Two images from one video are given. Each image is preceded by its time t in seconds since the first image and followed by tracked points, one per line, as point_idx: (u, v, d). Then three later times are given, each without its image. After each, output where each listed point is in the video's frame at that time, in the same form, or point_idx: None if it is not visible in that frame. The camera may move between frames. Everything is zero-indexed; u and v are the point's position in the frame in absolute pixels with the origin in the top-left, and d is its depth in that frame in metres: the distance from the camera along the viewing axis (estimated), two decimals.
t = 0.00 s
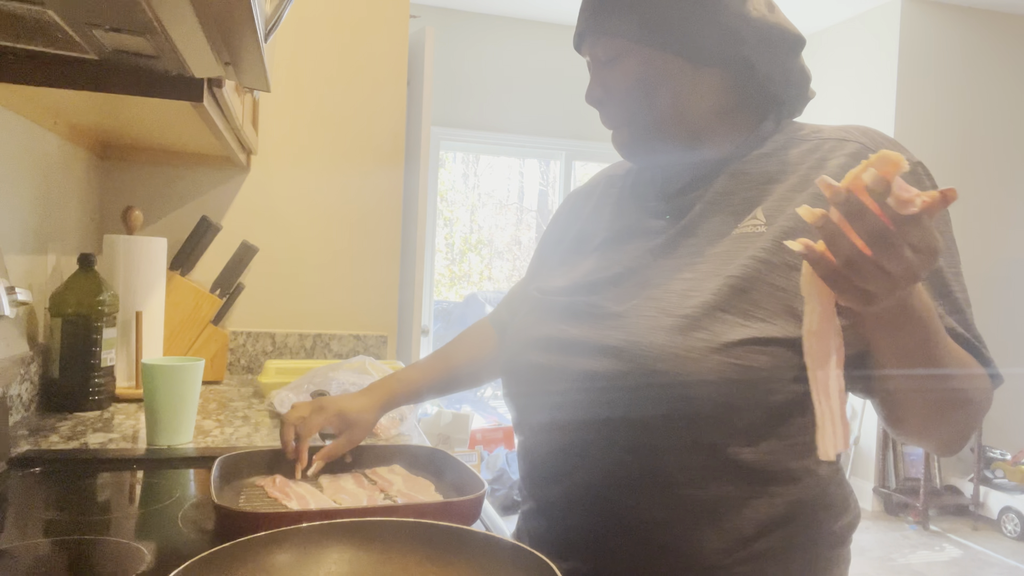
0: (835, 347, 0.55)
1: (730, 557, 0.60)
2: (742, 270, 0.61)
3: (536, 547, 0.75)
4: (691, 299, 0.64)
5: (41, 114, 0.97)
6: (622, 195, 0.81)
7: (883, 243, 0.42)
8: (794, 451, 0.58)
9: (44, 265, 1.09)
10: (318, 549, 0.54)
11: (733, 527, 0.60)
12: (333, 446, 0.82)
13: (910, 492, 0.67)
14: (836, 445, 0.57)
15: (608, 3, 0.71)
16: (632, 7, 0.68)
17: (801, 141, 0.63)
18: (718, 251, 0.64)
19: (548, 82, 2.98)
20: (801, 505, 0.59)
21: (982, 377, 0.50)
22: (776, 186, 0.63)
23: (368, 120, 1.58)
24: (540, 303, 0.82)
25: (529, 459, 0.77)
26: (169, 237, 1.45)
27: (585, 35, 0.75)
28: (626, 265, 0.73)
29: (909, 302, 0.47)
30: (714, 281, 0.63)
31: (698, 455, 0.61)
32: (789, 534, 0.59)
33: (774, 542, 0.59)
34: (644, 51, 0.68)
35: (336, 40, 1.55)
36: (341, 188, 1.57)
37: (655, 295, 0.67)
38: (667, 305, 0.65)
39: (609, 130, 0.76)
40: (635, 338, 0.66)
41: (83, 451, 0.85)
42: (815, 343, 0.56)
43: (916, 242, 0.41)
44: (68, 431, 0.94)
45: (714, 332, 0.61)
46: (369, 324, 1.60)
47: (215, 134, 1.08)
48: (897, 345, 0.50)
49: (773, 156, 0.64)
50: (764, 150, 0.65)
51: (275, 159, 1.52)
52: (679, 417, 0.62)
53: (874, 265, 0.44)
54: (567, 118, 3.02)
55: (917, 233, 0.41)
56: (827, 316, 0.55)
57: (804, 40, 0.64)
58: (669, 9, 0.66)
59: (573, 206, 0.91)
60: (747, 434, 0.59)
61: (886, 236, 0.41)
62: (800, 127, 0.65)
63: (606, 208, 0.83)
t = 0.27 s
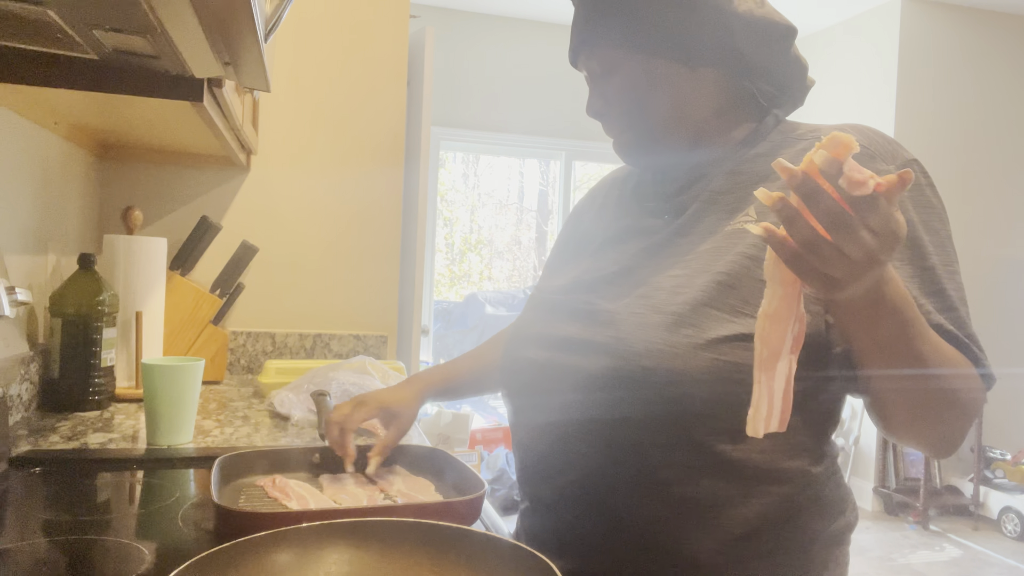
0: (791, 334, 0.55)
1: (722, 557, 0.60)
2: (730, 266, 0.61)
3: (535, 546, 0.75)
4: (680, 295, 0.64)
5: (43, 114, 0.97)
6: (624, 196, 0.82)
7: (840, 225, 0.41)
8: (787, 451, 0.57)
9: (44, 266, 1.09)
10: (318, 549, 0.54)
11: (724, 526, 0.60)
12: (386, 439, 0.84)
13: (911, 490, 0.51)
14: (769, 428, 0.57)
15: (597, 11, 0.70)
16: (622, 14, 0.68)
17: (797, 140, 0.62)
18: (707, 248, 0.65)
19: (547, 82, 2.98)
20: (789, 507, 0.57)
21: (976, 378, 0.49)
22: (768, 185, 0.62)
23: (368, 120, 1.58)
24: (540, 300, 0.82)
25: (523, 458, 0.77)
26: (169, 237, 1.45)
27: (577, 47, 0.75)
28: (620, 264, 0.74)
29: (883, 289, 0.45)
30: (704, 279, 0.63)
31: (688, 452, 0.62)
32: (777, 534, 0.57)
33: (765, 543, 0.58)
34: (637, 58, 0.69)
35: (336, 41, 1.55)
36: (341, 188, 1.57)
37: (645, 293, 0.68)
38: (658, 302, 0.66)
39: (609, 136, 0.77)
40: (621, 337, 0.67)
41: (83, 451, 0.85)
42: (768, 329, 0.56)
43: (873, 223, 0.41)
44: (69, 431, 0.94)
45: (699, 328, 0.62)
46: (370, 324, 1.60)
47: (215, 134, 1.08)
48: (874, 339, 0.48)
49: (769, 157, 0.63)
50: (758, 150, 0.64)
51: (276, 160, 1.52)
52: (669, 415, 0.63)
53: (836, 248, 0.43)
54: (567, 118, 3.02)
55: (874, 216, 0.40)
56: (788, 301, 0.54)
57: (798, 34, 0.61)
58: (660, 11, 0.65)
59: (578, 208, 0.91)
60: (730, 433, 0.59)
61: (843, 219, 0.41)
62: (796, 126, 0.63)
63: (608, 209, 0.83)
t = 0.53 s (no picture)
0: (799, 336, 0.52)
1: (718, 554, 0.60)
2: (727, 266, 0.61)
3: (533, 546, 0.75)
4: (677, 294, 0.64)
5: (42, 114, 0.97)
6: (622, 197, 0.81)
7: (834, 228, 0.39)
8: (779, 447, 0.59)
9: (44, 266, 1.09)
10: (318, 548, 0.54)
11: (720, 525, 0.60)
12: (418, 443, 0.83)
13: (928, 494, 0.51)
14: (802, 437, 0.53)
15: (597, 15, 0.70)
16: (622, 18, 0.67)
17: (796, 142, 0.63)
18: (704, 249, 0.65)
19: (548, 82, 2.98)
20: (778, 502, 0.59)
21: (975, 379, 0.49)
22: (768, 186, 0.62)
23: (367, 120, 1.58)
24: (539, 301, 0.82)
25: (520, 458, 0.77)
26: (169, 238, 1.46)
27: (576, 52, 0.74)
28: (622, 264, 0.73)
29: (881, 290, 0.43)
30: (700, 278, 0.63)
31: (684, 452, 0.61)
32: (769, 527, 0.59)
33: (757, 537, 0.59)
34: (638, 61, 0.67)
35: (336, 41, 1.55)
36: (340, 189, 1.57)
37: (643, 292, 0.68)
38: (653, 300, 0.66)
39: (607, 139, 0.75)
40: (621, 336, 0.66)
41: (83, 451, 0.85)
42: (775, 331, 0.53)
43: (867, 226, 0.38)
44: (69, 431, 0.94)
45: (695, 326, 0.62)
46: (370, 324, 1.60)
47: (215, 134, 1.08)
48: (877, 342, 0.46)
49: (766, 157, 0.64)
50: (758, 150, 0.65)
51: (275, 160, 1.52)
52: (667, 417, 0.62)
53: (827, 252, 0.40)
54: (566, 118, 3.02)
55: (871, 218, 0.38)
56: (788, 301, 0.52)
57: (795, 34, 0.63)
58: (660, 12, 0.65)
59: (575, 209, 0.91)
60: (726, 431, 0.59)
61: (838, 222, 0.38)
62: (794, 127, 0.65)
63: (611, 209, 0.83)
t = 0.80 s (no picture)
0: (794, 341, 0.54)
1: (721, 556, 0.60)
2: (734, 271, 0.61)
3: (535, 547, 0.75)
4: (682, 298, 0.64)
5: (42, 114, 0.97)
6: (627, 197, 0.81)
7: (839, 234, 0.41)
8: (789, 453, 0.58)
9: (44, 265, 1.09)
10: (317, 549, 0.54)
11: (723, 527, 0.60)
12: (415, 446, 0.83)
13: (911, 490, 0.54)
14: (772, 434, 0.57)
15: (601, 19, 0.70)
16: (626, 22, 0.68)
17: (800, 145, 0.63)
18: (712, 252, 0.65)
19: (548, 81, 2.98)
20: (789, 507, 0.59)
21: (970, 379, 0.49)
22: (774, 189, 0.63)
23: (367, 120, 1.58)
24: (543, 301, 0.82)
25: (521, 458, 0.77)
26: (169, 237, 1.45)
27: (580, 56, 0.74)
28: (626, 266, 0.73)
29: (885, 296, 0.45)
30: (707, 282, 0.63)
31: (688, 453, 0.61)
32: (778, 534, 0.59)
33: (763, 543, 0.59)
34: (642, 65, 0.67)
35: (335, 40, 1.55)
36: (341, 188, 1.57)
37: (648, 294, 0.68)
38: (661, 303, 0.66)
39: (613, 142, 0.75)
40: (624, 336, 0.67)
41: (83, 451, 0.85)
42: (772, 335, 0.55)
43: (873, 234, 0.41)
44: (69, 431, 0.94)
45: (701, 329, 0.62)
46: (370, 324, 1.60)
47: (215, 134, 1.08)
48: (874, 344, 0.48)
49: (771, 159, 0.63)
50: (762, 153, 0.64)
51: (275, 160, 1.52)
52: (671, 417, 0.62)
53: (834, 259, 0.43)
54: (567, 117, 3.02)
55: (877, 227, 0.40)
56: (791, 308, 0.53)
57: (802, 34, 0.63)
58: (662, 13, 0.66)
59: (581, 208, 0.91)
60: (732, 434, 0.59)
61: (843, 227, 0.41)
62: (798, 128, 0.65)
63: (612, 209, 0.83)
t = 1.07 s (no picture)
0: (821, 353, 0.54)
1: (723, 558, 0.60)
2: (743, 275, 0.61)
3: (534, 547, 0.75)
4: (690, 302, 0.64)
5: (41, 114, 0.97)
6: (627, 197, 0.81)
7: (862, 253, 0.41)
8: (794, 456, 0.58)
9: (44, 265, 1.10)
10: (317, 549, 0.54)
11: (727, 529, 0.60)
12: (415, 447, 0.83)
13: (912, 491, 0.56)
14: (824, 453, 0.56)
15: (605, 19, 0.70)
16: (630, 22, 0.68)
17: (805, 146, 0.63)
18: (723, 255, 0.64)
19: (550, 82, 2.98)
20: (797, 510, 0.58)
21: (972, 379, 0.49)
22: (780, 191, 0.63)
23: (367, 120, 1.58)
24: (546, 301, 0.82)
25: (524, 459, 0.77)
26: (169, 237, 1.46)
27: (583, 56, 0.74)
28: (628, 267, 0.73)
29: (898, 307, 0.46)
30: (715, 287, 0.63)
31: (693, 455, 0.61)
32: (784, 536, 0.59)
33: (768, 545, 0.59)
34: (646, 66, 0.67)
35: (336, 40, 1.55)
36: (342, 188, 1.57)
37: (656, 298, 0.68)
38: (668, 307, 0.66)
39: (615, 143, 0.75)
40: (632, 340, 0.67)
41: (83, 451, 0.85)
42: (796, 348, 0.56)
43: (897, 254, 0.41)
44: (69, 431, 0.95)
45: (710, 334, 0.61)
46: (370, 325, 1.60)
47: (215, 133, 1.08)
48: (885, 353, 0.48)
49: (775, 160, 0.64)
50: (766, 154, 0.65)
51: (276, 161, 1.52)
52: (677, 420, 0.62)
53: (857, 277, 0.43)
54: (569, 118, 3.02)
55: (898, 244, 0.40)
56: (808, 323, 0.54)
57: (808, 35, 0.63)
58: (667, 15, 0.66)
59: (581, 207, 0.91)
60: (744, 440, 0.59)
61: (867, 246, 0.40)
62: (803, 129, 0.65)
63: (612, 209, 0.83)
